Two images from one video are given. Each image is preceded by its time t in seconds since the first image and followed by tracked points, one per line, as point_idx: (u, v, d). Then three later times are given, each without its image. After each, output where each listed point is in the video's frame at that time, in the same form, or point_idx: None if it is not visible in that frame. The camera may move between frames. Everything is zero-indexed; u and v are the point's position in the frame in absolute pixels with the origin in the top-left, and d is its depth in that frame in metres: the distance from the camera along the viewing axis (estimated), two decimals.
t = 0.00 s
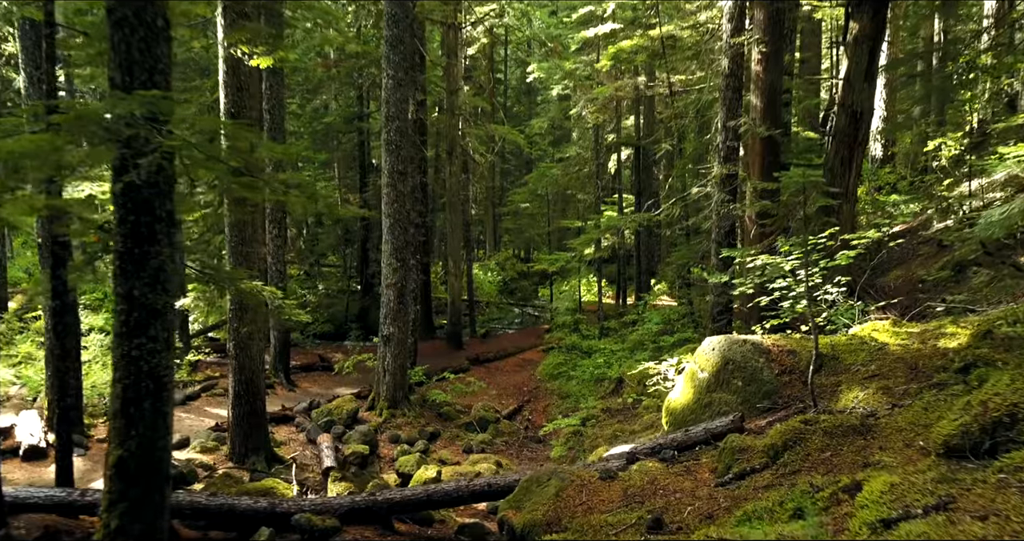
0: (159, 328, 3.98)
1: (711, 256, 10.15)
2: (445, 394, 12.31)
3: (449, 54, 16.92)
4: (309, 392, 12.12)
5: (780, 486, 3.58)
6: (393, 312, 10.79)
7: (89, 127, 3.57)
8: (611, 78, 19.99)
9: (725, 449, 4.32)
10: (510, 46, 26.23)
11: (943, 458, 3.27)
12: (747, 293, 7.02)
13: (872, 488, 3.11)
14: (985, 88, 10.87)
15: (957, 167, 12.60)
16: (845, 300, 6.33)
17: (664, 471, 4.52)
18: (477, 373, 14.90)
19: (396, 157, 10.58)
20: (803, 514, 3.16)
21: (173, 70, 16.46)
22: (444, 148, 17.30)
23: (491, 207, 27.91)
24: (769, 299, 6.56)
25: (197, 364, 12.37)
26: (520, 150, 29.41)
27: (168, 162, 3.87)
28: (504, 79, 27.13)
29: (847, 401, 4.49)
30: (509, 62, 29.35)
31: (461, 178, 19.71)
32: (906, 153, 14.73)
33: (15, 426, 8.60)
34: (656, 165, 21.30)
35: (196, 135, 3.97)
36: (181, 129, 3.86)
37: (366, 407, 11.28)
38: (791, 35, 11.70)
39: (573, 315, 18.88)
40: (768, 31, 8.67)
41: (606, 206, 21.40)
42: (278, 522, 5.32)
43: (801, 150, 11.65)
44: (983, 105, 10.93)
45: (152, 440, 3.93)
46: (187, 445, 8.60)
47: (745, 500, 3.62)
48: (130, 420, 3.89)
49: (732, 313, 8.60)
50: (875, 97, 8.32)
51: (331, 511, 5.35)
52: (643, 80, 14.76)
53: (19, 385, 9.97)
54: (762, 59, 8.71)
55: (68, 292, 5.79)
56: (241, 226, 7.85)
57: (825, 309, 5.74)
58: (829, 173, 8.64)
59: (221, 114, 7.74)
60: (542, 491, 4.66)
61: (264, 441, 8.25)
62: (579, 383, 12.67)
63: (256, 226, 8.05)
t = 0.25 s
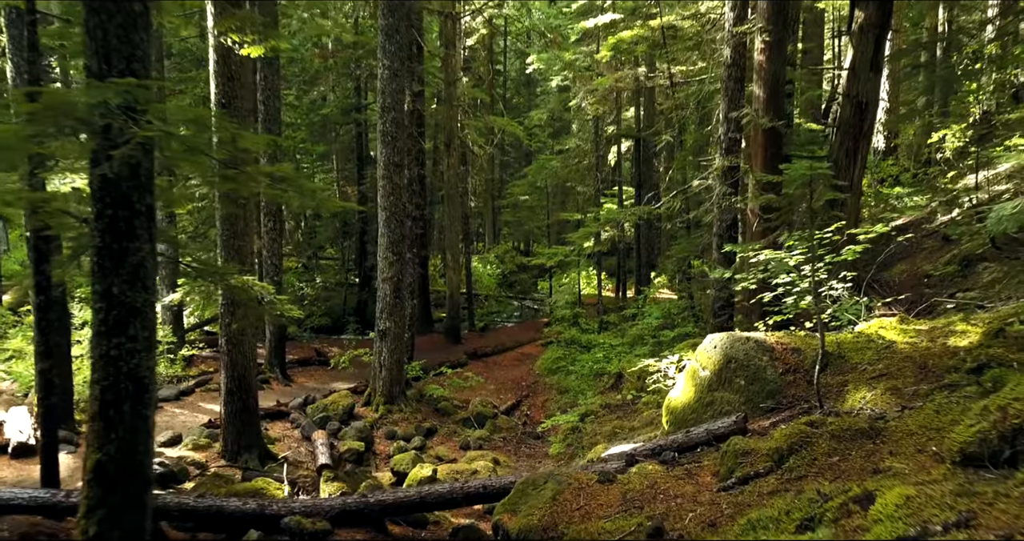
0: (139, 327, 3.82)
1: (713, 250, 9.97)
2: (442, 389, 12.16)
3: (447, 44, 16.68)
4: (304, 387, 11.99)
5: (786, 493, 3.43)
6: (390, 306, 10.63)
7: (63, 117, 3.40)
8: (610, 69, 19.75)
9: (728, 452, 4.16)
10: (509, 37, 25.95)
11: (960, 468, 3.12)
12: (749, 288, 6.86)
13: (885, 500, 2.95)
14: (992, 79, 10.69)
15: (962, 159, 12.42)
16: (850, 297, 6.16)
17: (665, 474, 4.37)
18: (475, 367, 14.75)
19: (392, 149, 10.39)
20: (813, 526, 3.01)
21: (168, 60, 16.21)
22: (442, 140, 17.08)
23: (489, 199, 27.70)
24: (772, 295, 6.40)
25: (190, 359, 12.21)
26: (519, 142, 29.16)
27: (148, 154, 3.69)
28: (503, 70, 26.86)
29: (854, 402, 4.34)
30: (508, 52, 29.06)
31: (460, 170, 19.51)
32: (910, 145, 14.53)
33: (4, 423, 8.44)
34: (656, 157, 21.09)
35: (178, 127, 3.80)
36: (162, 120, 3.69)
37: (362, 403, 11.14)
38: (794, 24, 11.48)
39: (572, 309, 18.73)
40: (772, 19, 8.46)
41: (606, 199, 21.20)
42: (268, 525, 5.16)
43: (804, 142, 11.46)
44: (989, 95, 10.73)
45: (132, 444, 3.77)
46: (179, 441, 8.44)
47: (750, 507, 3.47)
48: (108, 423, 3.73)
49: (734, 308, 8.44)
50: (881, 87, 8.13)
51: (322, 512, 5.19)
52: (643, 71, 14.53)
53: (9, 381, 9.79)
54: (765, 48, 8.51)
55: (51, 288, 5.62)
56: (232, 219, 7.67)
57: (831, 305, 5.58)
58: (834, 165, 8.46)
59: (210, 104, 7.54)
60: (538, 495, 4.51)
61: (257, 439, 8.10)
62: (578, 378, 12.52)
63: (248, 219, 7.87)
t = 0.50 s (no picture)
0: (118, 327, 3.66)
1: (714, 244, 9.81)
2: (440, 385, 12.04)
3: (445, 35, 16.44)
4: (300, 382, 11.85)
5: (792, 502, 3.29)
6: (386, 302, 10.48)
7: (33, 109, 3.22)
8: (611, 60, 19.51)
9: (730, 455, 4.03)
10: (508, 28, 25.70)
11: (978, 479, 2.98)
12: (752, 284, 6.71)
13: (900, 515, 2.81)
14: (998, 71, 10.50)
15: (966, 151, 12.26)
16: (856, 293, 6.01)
17: (665, 478, 4.22)
18: (473, 361, 14.61)
19: (388, 142, 10.21)
20: None
21: (162, 51, 16.00)
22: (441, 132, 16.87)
23: (488, 192, 27.52)
24: (775, 292, 6.25)
25: (185, 354, 12.07)
26: (518, 135, 28.94)
27: (125, 147, 3.53)
28: (502, 62, 26.61)
29: (861, 404, 4.20)
30: (507, 44, 28.78)
31: (458, 163, 19.31)
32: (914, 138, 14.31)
33: None
34: (656, 149, 20.88)
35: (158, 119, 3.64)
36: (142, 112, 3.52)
37: (359, 398, 11.00)
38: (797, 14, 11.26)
39: (572, 303, 18.59)
40: (776, 9, 8.27)
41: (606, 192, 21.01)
42: (257, 528, 4.99)
43: (807, 134, 11.27)
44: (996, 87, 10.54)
45: (112, 450, 3.63)
46: (171, 439, 8.30)
47: (754, 515, 3.32)
48: (86, 427, 3.58)
49: (735, 303, 8.29)
50: (886, 79, 7.97)
51: (313, 516, 5.03)
52: (644, 62, 14.32)
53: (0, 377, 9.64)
54: (769, 39, 8.33)
55: (34, 285, 5.44)
56: (223, 213, 7.51)
57: (836, 303, 5.43)
58: (839, 158, 8.30)
59: (200, 95, 7.36)
60: (534, 499, 4.36)
61: (250, 437, 7.97)
62: (577, 373, 12.39)
63: (240, 213, 7.71)
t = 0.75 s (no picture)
0: (93, 328, 3.49)
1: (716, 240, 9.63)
2: (438, 381, 11.89)
3: (443, 26, 16.22)
4: (296, 379, 11.70)
5: (799, 512, 3.13)
6: (382, 297, 10.33)
7: None
8: (610, 52, 19.29)
9: (734, 460, 3.87)
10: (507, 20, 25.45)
11: (997, 493, 2.83)
12: (755, 281, 6.55)
13: (917, 531, 2.65)
14: (1005, 62, 10.31)
15: (971, 144, 12.07)
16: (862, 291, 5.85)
17: (665, 484, 4.05)
18: (472, 357, 14.45)
19: (383, 135, 10.04)
20: None
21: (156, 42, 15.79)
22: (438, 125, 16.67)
23: (487, 186, 27.32)
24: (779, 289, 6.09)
25: (179, 350, 11.90)
26: (517, 128, 28.69)
27: (99, 141, 3.36)
28: (501, 54, 26.35)
29: (870, 408, 4.05)
30: (506, 36, 28.51)
31: (456, 156, 19.10)
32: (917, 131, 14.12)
33: None
34: (656, 142, 20.67)
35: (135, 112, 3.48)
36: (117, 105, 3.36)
37: (355, 395, 10.84)
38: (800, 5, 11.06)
39: (571, 297, 18.42)
40: None
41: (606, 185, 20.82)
42: (244, 535, 4.78)
43: (809, 127, 11.08)
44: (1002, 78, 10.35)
45: (88, 457, 3.47)
46: (162, 438, 8.15)
47: (760, 526, 3.16)
48: (60, 433, 3.42)
49: (737, 299, 8.13)
50: (892, 70, 7.79)
51: (303, 521, 4.84)
52: (644, 54, 14.10)
53: None
54: (771, 29, 8.14)
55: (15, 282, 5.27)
56: (214, 206, 7.36)
57: (841, 301, 5.27)
58: (843, 151, 8.11)
59: (189, 87, 7.19)
60: (529, 505, 4.19)
61: (242, 436, 7.82)
62: (576, 369, 12.23)
63: (231, 207, 7.55)
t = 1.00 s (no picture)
0: (66, 333, 3.32)
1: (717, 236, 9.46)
2: (435, 378, 11.74)
3: (440, 18, 16.00)
4: (291, 376, 11.56)
5: (807, 526, 2.96)
6: (378, 294, 10.15)
7: None
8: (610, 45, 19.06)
9: (738, 468, 3.69)
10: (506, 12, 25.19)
11: (1020, 511, 2.67)
12: (757, 279, 6.38)
13: None
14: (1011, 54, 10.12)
15: (975, 138, 11.89)
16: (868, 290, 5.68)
17: (666, 492, 3.88)
18: (470, 353, 14.30)
19: (378, 129, 9.84)
20: None
21: (150, 35, 15.57)
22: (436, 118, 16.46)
23: (486, 179, 27.12)
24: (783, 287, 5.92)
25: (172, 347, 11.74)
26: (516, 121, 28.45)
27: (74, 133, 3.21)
28: (501, 47, 26.09)
29: (879, 414, 3.89)
30: (505, 28, 28.24)
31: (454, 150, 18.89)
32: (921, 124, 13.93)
33: None
34: (657, 136, 20.47)
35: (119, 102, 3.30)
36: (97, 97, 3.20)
37: (350, 393, 10.69)
38: None
39: (570, 293, 18.26)
40: None
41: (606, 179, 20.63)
42: None
43: (812, 120, 10.88)
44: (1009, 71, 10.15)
45: (60, 468, 3.31)
46: (152, 438, 7.99)
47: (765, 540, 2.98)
48: (31, 443, 3.26)
49: (739, 296, 7.96)
50: (899, 62, 7.59)
51: (292, 528, 4.64)
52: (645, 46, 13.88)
53: None
54: (775, 19, 7.94)
55: None
56: (203, 202, 7.17)
57: (847, 300, 5.11)
58: (848, 145, 7.93)
59: (177, 79, 6.98)
60: (522, 514, 4.00)
61: (234, 436, 7.68)
62: (575, 366, 12.07)
63: (221, 203, 7.36)
